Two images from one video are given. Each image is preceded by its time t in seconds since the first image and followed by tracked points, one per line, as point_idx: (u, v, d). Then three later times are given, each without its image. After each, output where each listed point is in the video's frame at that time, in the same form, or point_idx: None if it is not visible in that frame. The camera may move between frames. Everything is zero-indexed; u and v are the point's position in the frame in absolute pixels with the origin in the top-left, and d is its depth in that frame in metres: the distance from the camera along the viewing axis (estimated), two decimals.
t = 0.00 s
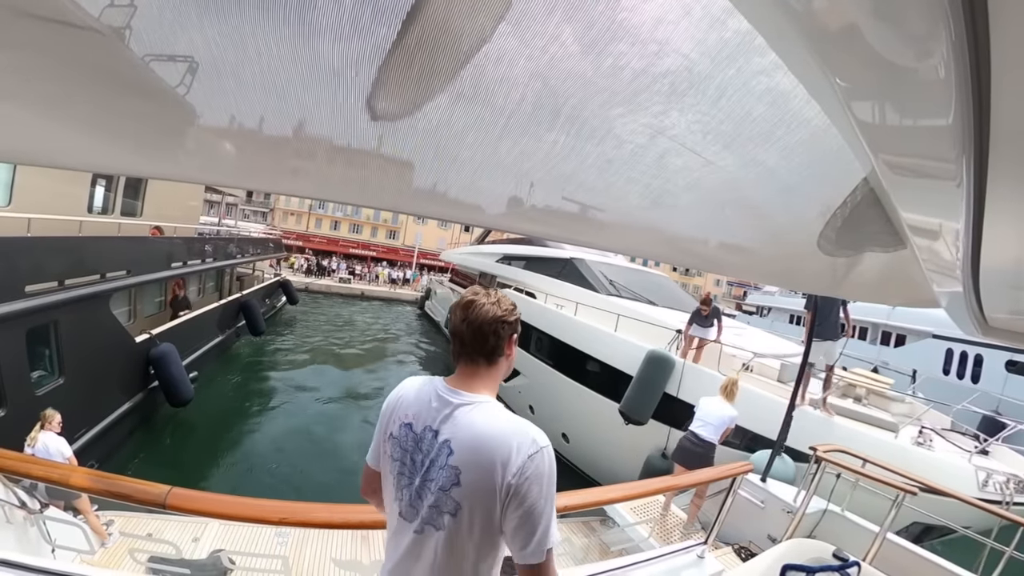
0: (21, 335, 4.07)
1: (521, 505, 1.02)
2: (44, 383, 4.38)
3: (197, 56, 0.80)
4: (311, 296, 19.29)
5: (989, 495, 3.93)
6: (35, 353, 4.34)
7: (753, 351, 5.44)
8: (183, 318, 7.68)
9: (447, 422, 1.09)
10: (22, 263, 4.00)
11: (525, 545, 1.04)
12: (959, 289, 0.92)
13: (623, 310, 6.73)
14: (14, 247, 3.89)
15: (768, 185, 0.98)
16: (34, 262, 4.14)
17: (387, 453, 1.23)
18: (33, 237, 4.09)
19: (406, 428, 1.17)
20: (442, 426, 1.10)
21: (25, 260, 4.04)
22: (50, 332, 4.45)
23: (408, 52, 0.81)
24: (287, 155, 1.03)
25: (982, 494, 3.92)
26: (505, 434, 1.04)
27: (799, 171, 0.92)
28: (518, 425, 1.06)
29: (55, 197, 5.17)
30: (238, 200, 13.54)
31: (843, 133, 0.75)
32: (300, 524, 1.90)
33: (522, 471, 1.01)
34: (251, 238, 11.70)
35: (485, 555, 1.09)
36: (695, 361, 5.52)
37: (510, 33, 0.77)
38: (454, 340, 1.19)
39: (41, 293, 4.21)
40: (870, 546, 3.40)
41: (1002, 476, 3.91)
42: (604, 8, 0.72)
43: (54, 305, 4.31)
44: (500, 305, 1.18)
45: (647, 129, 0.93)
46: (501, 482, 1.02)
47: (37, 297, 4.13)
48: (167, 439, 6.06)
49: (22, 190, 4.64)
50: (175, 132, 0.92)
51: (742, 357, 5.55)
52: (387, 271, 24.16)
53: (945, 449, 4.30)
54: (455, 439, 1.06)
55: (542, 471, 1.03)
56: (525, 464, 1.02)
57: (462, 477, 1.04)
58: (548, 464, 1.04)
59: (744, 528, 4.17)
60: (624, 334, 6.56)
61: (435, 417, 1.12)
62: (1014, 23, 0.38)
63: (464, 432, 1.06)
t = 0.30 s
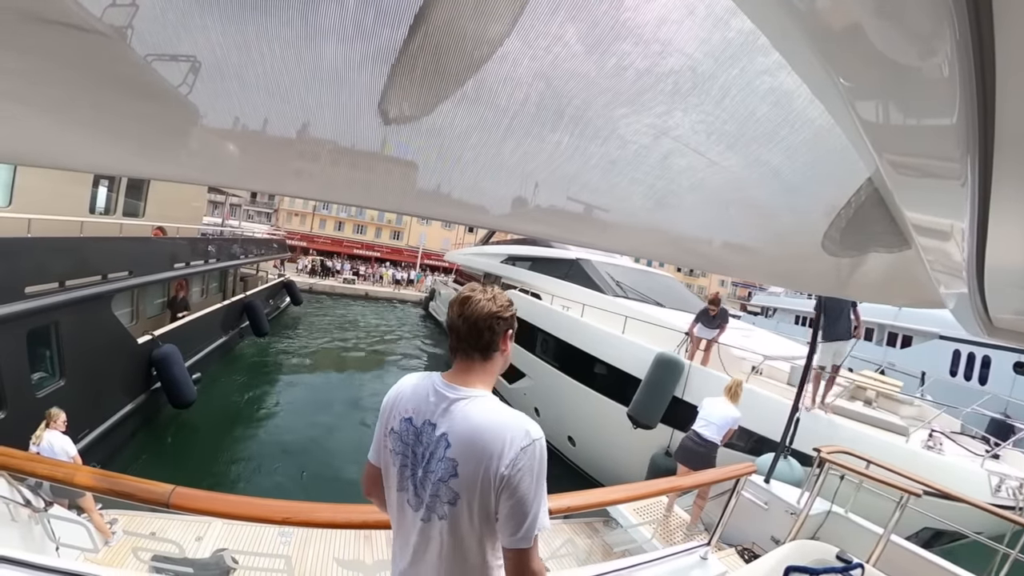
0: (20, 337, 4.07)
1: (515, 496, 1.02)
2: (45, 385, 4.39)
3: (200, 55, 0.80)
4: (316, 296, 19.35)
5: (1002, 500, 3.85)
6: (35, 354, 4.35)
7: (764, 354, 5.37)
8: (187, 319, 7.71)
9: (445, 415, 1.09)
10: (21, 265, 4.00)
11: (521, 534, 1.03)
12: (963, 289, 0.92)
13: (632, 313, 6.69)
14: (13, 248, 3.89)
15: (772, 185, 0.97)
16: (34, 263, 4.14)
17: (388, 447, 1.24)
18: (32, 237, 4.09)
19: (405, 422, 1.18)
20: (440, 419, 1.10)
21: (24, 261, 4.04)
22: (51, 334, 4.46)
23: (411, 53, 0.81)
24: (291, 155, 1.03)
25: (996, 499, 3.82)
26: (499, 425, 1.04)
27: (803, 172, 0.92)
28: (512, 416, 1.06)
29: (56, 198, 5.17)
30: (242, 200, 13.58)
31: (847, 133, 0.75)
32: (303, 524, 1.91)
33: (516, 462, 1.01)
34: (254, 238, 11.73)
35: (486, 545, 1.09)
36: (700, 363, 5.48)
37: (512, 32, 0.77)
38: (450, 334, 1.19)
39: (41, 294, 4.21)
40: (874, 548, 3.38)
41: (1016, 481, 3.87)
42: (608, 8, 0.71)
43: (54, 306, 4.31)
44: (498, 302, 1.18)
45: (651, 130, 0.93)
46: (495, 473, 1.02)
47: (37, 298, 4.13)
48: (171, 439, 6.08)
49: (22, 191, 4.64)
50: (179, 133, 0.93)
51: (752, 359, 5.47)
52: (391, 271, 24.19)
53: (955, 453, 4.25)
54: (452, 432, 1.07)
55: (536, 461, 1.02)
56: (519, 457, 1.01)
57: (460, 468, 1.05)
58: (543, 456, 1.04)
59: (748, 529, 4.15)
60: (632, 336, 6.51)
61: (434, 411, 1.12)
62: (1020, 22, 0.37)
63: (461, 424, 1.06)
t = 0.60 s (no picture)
0: (20, 338, 4.09)
1: (514, 500, 1.01)
2: (46, 386, 4.42)
3: (203, 55, 0.80)
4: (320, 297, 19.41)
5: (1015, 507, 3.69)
6: (36, 356, 4.37)
7: (773, 356, 5.28)
8: (190, 320, 7.74)
9: (446, 417, 1.09)
10: (21, 266, 4.01)
11: (520, 539, 1.02)
12: (968, 289, 0.91)
13: (639, 314, 6.64)
14: (13, 249, 3.89)
15: (775, 185, 0.97)
16: (34, 264, 4.14)
17: (393, 445, 1.25)
18: (31, 238, 4.09)
19: (409, 422, 1.18)
20: (441, 420, 1.10)
21: (24, 262, 4.05)
22: (52, 335, 4.47)
23: (414, 54, 0.81)
24: (295, 156, 1.03)
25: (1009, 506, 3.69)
26: (498, 429, 1.03)
27: (807, 172, 0.91)
28: (513, 419, 1.05)
29: (56, 198, 5.19)
30: (246, 201, 13.63)
31: (851, 132, 0.75)
32: (306, 523, 1.91)
33: (514, 466, 1.00)
34: (258, 239, 11.77)
35: (487, 546, 1.09)
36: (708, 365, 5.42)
37: (516, 34, 0.77)
38: (458, 334, 1.19)
39: (41, 295, 4.22)
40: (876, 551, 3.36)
41: None
42: (611, 8, 0.71)
43: (55, 307, 4.33)
44: (504, 300, 1.18)
45: (654, 130, 0.93)
46: (494, 476, 1.02)
47: (37, 299, 4.14)
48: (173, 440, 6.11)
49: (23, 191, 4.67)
50: (181, 134, 0.93)
51: (764, 364, 5.34)
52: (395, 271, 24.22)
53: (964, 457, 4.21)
54: (452, 433, 1.07)
55: (535, 467, 1.01)
56: (517, 460, 1.00)
57: (460, 469, 1.05)
58: (542, 460, 1.02)
59: (751, 530, 4.13)
60: (639, 338, 6.43)
61: (436, 411, 1.12)
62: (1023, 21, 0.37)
63: (461, 426, 1.06)
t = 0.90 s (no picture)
0: (20, 340, 4.10)
1: (521, 508, 1.00)
2: (45, 388, 4.42)
3: (206, 56, 0.80)
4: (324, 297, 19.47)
5: None
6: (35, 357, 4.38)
7: (783, 359, 5.22)
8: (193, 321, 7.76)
9: (453, 420, 1.10)
10: (22, 266, 4.01)
11: (526, 546, 1.02)
12: (973, 289, 0.91)
13: (646, 315, 6.59)
14: (12, 250, 3.88)
15: (778, 185, 0.97)
16: (35, 265, 4.15)
17: (399, 446, 1.25)
18: (31, 238, 4.08)
19: (416, 423, 1.18)
20: (448, 423, 1.10)
21: (25, 263, 4.06)
22: (52, 336, 4.48)
23: (418, 55, 0.81)
24: (298, 156, 1.04)
25: None
26: (506, 435, 1.03)
27: (810, 172, 0.91)
28: (520, 425, 1.05)
29: (57, 199, 5.19)
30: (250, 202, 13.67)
31: (854, 132, 0.75)
32: (307, 523, 1.91)
33: (521, 474, 1.00)
34: (262, 240, 11.80)
35: (491, 551, 1.09)
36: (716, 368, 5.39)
37: (519, 35, 0.77)
38: (469, 336, 1.20)
39: (41, 296, 4.23)
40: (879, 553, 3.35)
41: None
42: (613, 9, 0.71)
43: (55, 309, 4.33)
44: (514, 299, 1.17)
45: (657, 130, 0.93)
46: (499, 483, 1.01)
47: (37, 300, 4.14)
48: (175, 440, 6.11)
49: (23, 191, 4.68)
50: (185, 134, 0.93)
51: (774, 365, 5.28)
52: (399, 272, 24.25)
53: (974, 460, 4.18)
54: (459, 437, 1.07)
55: (542, 475, 1.00)
56: (523, 467, 1.00)
57: (465, 473, 1.05)
58: (548, 468, 1.01)
59: (753, 532, 4.12)
60: (647, 340, 6.39)
61: (443, 414, 1.13)
62: None
63: (469, 431, 1.06)
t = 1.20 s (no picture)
0: (20, 341, 4.11)
1: (522, 514, 1.00)
2: (45, 391, 4.45)
3: (209, 56, 0.80)
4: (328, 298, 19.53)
5: None
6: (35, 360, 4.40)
7: (792, 362, 5.21)
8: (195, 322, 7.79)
9: (456, 423, 1.10)
10: (21, 267, 4.02)
11: (527, 553, 1.01)
12: (976, 291, 0.90)
13: (653, 318, 6.56)
14: (11, 250, 3.88)
15: (780, 185, 0.97)
16: (34, 265, 4.15)
17: (403, 447, 1.25)
18: (31, 239, 4.08)
19: (420, 424, 1.19)
20: (451, 426, 1.11)
21: (25, 264, 4.06)
22: (52, 338, 4.49)
23: (421, 55, 0.81)
24: (302, 156, 1.04)
25: None
26: (508, 440, 1.02)
27: (813, 171, 0.90)
28: (523, 431, 1.05)
29: (58, 199, 5.21)
30: (254, 202, 13.70)
31: (858, 132, 0.74)
32: (309, 523, 1.90)
33: (523, 481, 0.99)
34: (265, 240, 11.83)
35: (490, 555, 1.09)
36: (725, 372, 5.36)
37: (523, 36, 0.77)
38: (477, 337, 1.20)
39: (41, 296, 4.23)
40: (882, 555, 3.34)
41: None
42: (616, 9, 0.71)
43: (55, 310, 4.35)
44: (523, 300, 1.17)
45: (660, 131, 0.92)
46: (501, 488, 1.01)
47: (37, 301, 4.15)
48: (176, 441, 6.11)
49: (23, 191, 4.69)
50: (187, 134, 0.93)
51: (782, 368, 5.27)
52: (403, 272, 24.30)
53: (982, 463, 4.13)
54: (461, 441, 1.07)
55: (544, 482, 1.00)
56: (524, 474, 0.99)
57: (467, 478, 1.05)
58: (550, 476, 1.01)
59: (755, 534, 4.12)
60: (653, 342, 6.37)
61: (446, 417, 1.12)
62: None
63: (471, 435, 1.06)
